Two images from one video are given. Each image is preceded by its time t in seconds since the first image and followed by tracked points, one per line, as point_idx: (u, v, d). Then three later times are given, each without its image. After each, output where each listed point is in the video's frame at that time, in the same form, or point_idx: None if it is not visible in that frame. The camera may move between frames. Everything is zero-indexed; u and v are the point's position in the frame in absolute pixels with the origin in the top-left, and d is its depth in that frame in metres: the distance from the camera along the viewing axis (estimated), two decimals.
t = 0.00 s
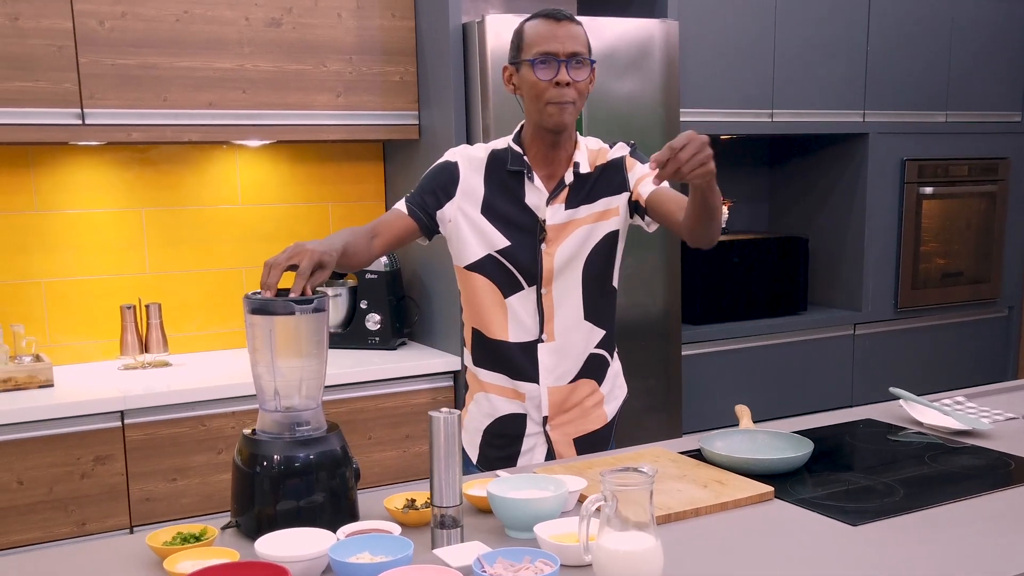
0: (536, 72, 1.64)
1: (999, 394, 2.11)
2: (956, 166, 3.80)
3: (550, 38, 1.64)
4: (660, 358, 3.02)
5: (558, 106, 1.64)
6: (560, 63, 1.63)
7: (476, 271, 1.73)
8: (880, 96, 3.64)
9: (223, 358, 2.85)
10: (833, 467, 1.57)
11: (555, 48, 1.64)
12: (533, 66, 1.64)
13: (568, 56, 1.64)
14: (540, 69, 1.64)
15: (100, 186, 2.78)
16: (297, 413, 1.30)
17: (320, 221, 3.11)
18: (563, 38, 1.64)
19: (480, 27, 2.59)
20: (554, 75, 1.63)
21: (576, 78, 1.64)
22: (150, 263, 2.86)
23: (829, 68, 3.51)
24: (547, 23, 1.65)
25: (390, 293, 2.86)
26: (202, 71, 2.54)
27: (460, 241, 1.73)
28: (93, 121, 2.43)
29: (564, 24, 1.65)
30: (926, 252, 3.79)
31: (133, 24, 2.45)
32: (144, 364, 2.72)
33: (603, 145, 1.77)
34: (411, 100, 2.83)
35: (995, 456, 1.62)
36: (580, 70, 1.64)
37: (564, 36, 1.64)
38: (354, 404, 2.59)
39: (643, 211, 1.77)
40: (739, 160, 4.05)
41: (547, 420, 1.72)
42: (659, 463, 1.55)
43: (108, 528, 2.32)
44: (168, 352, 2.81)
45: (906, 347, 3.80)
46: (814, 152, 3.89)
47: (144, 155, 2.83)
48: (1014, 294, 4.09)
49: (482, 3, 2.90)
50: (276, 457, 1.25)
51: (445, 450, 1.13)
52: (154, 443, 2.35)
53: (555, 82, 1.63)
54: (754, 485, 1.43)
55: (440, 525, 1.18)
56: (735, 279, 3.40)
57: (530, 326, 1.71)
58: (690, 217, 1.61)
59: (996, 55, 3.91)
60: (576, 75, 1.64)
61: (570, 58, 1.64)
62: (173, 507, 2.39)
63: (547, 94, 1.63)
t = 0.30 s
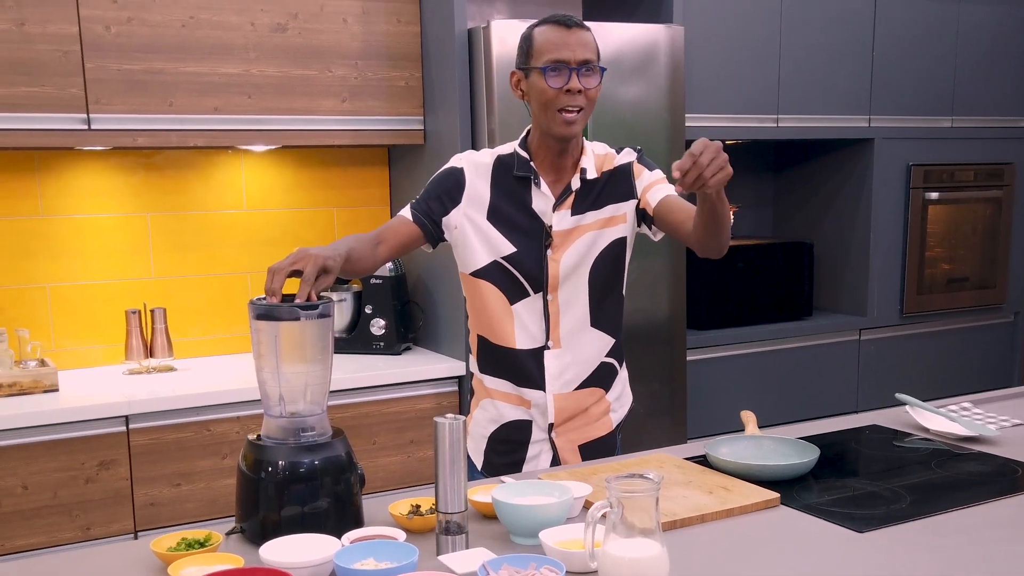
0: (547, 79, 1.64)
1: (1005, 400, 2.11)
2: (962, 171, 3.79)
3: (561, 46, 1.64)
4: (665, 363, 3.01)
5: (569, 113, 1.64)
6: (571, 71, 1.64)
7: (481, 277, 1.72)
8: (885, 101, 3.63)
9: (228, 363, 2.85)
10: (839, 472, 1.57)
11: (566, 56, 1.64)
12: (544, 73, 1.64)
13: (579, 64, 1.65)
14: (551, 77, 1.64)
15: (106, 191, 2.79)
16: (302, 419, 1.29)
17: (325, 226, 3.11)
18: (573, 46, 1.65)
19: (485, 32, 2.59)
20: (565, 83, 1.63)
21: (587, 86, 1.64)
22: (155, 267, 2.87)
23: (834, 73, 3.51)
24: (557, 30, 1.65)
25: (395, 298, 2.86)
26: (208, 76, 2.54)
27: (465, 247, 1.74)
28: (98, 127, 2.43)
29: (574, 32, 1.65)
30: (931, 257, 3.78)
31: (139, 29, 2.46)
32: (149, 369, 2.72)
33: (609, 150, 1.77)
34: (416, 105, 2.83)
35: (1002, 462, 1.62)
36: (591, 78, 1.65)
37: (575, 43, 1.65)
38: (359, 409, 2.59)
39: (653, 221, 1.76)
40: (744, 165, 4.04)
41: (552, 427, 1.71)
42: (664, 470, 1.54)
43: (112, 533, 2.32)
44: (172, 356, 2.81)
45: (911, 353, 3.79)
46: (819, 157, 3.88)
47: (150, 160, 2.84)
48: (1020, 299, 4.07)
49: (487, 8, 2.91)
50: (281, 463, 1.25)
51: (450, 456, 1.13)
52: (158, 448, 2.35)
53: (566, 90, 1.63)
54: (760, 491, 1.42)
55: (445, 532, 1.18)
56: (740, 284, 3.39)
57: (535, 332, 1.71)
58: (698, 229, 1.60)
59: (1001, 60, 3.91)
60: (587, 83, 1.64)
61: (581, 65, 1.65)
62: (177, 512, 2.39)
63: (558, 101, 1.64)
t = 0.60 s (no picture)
0: (564, 72, 1.67)
1: (1005, 400, 2.10)
2: (963, 171, 3.79)
3: (573, 41, 1.68)
4: (665, 363, 3.01)
5: (585, 105, 1.67)
6: (585, 64, 1.68)
7: (476, 277, 1.72)
8: (886, 101, 3.63)
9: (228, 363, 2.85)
10: (838, 472, 1.57)
11: (579, 50, 1.68)
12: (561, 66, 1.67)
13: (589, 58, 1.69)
14: (568, 69, 1.67)
15: (107, 191, 2.79)
16: (302, 418, 1.29)
17: (325, 226, 3.11)
18: (583, 40, 1.69)
19: (486, 31, 2.59)
20: (582, 76, 1.67)
21: (597, 80, 1.69)
22: (155, 267, 2.87)
23: (834, 73, 3.50)
24: (567, 25, 1.69)
25: (395, 298, 2.85)
26: (208, 76, 2.54)
27: (458, 247, 1.73)
28: (98, 126, 2.43)
29: (581, 29, 1.70)
30: (932, 258, 3.78)
31: (139, 28, 2.45)
32: (149, 369, 2.72)
33: (603, 147, 1.77)
34: (416, 105, 2.83)
35: (1003, 461, 1.61)
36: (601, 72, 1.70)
37: (583, 39, 1.69)
38: (359, 409, 2.59)
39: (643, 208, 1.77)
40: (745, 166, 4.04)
41: (546, 425, 1.71)
42: (664, 469, 1.54)
43: (112, 533, 2.32)
44: (172, 356, 2.81)
45: (911, 353, 3.78)
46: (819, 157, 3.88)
47: (150, 160, 2.84)
48: (1021, 300, 4.07)
49: (488, 7, 2.91)
50: (281, 462, 1.25)
51: (451, 456, 1.13)
52: (158, 448, 2.35)
53: (584, 83, 1.66)
54: (760, 490, 1.42)
55: (446, 531, 1.17)
56: (740, 284, 3.39)
57: (533, 330, 1.71)
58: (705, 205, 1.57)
59: (1001, 60, 3.90)
60: (597, 78, 1.69)
61: (591, 60, 1.69)
62: (177, 512, 2.39)
63: (575, 91, 1.66)
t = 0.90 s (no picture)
0: (572, 87, 1.64)
1: (1005, 400, 2.10)
2: (963, 171, 3.79)
3: (583, 55, 1.65)
4: (665, 363, 3.00)
5: (591, 121, 1.65)
6: (594, 80, 1.65)
7: (471, 290, 1.73)
8: (886, 101, 3.63)
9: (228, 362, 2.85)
10: (839, 472, 1.56)
11: (588, 65, 1.65)
12: (569, 81, 1.64)
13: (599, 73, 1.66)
14: (577, 84, 1.64)
15: (107, 190, 2.79)
16: (302, 417, 1.29)
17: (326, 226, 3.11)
18: (594, 54, 1.67)
19: (486, 31, 2.59)
20: (590, 92, 1.64)
21: (605, 95, 1.67)
22: (156, 267, 2.86)
23: (835, 72, 3.50)
24: (577, 38, 1.67)
25: (395, 297, 2.85)
26: (208, 75, 2.54)
27: (457, 261, 1.74)
28: (98, 126, 2.43)
29: (591, 41, 1.68)
30: (933, 257, 3.77)
31: (139, 28, 2.45)
32: (149, 368, 2.71)
33: (601, 153, 1.76)
34: (417, 105, 2.83)
35: (1004, 461, 1.61)
36: (609, 87, 1.68)
37: (594, 53, 1.67)
38: (359, 408, 2.59)
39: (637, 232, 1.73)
40: (746, 165, 4.03)
41: (544, 434, 1.71)
42: (665, 469, 1.54)
43: (112, 533, 2.31)
44: (173, 356, 2.80)
45: (912, 352, 3.78)
46: (820, 156, 3.88)
47: (150, 159, 2.83)
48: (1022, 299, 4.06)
49: (488, 7, 2.91)
50: (281, 461, 1.24)
51: (451, 456, 1.12)
52: (158, 448, 2.35)
53: (592, 99, 1.64)
54: (761, 490, 1.42)
55: (446, 531, 1.18)
56: (741, 284, 3.39)
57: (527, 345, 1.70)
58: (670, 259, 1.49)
59: (1002, 59, 3.90)
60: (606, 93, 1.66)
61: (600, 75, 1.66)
62: (178, 512, 2.38)
63: (583, 108, 1.64)
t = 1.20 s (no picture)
0: (550, 102, 1.63)
1: (1007, 399, 2.10)
2: (964, 169, 3.79)
3: (567, 68, 1.63)
4: (667, 363, 3.00)
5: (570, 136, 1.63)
6: (576, 94, 1.62)
7: (470, 303, 1.72)
8: (888, 99, 3.63)
9: (229, 361, 2.84)
10: (840, 470, 1.56)
11: (572, 79, 1.63)
12: (547, 96, 1.63)
13: (583, 87, 1.63)
14: (556, 99, 1.62)
15: (107, 189, 2.78)
16: (303, 416, 1.28)
17: (326, 225, 3.10)
18: (580, 69, 1.63)
19: (487, 29, 2.58)
20: (568, 106, 1.62)
21: (591, 110, 1.63)
22: (156, 266, 2.86)
23: (837, 71, 3.50)
24: (566, 51, 1.63)
25: (397, 296, 2.84)
26: (209, 74, 2.54)
27: (455, 274, 1.72)
28: (99, 124, 2.42)
29: (581, 54, 1.63)
30: (934, 256, 3.77)
31: (140, 26, 2.45)
32: (149, 367, 2.71)
33: (602, 163, 1.77)
34: (418, 103, 2.83)
35: (1005, 459, 1.61)
36: (595, 102, 1.64)
37: (580, 66, 1.63)
38: (360, 407, 2.59)
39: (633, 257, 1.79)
40: (748, 164, 4.03)
41: (547, 439, 1.71)
42: (666, 468, 1.54)
43: (112, 532, 2.31)
44: (173, 355, 2.80)
45: (914, 351, 3.78)
46: (821, 155, 3.87)
47: (150, 158, 2.83)
48: None
49: (489, 6, 2.91)
50: (283, 460, 1.24)
51: (452, 455, 1.12)
52: (158, 447, 2.34)
53: (569, 114, 1.62)
54: (762, 489, 1.42)
55: (447, 529, 1.18)
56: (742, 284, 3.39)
57: (525, 358, 1.70)
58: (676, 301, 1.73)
59: (1004, 58, 3.90)
60: (591, 107, 1.63)
61: (586, 89, 1.63)
62: (178, 511, 2.38)
63: (561, 125, 1.63)
